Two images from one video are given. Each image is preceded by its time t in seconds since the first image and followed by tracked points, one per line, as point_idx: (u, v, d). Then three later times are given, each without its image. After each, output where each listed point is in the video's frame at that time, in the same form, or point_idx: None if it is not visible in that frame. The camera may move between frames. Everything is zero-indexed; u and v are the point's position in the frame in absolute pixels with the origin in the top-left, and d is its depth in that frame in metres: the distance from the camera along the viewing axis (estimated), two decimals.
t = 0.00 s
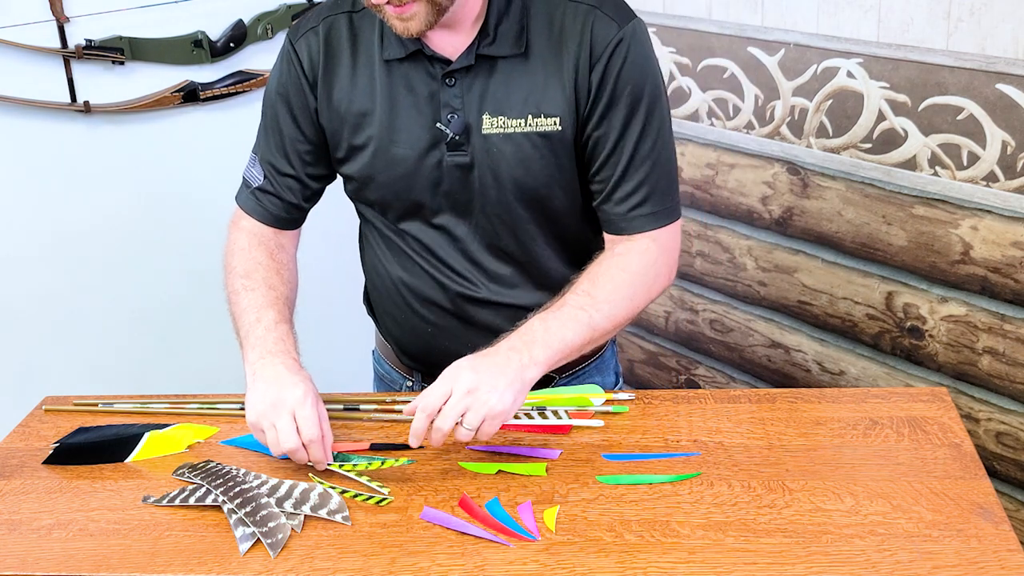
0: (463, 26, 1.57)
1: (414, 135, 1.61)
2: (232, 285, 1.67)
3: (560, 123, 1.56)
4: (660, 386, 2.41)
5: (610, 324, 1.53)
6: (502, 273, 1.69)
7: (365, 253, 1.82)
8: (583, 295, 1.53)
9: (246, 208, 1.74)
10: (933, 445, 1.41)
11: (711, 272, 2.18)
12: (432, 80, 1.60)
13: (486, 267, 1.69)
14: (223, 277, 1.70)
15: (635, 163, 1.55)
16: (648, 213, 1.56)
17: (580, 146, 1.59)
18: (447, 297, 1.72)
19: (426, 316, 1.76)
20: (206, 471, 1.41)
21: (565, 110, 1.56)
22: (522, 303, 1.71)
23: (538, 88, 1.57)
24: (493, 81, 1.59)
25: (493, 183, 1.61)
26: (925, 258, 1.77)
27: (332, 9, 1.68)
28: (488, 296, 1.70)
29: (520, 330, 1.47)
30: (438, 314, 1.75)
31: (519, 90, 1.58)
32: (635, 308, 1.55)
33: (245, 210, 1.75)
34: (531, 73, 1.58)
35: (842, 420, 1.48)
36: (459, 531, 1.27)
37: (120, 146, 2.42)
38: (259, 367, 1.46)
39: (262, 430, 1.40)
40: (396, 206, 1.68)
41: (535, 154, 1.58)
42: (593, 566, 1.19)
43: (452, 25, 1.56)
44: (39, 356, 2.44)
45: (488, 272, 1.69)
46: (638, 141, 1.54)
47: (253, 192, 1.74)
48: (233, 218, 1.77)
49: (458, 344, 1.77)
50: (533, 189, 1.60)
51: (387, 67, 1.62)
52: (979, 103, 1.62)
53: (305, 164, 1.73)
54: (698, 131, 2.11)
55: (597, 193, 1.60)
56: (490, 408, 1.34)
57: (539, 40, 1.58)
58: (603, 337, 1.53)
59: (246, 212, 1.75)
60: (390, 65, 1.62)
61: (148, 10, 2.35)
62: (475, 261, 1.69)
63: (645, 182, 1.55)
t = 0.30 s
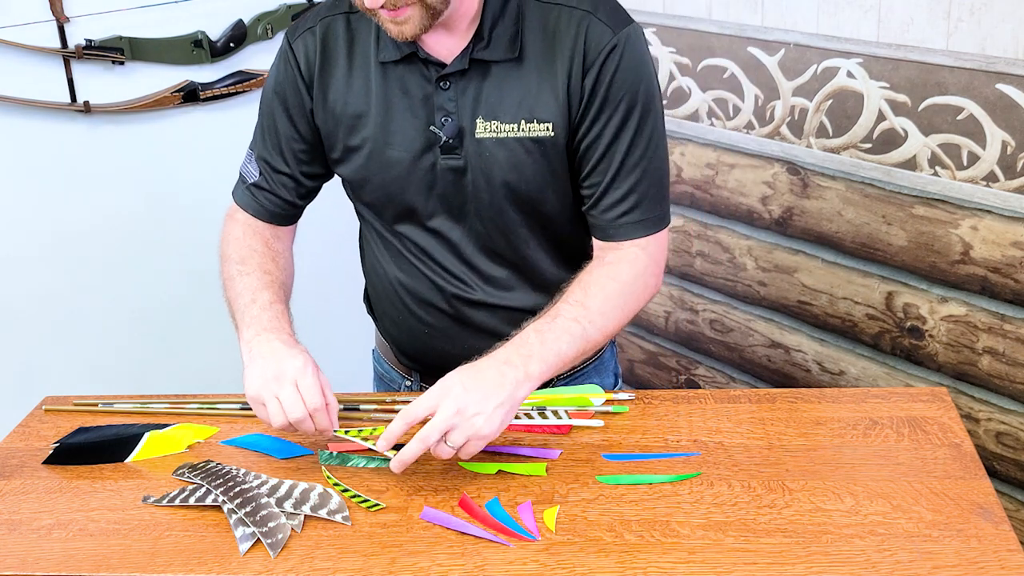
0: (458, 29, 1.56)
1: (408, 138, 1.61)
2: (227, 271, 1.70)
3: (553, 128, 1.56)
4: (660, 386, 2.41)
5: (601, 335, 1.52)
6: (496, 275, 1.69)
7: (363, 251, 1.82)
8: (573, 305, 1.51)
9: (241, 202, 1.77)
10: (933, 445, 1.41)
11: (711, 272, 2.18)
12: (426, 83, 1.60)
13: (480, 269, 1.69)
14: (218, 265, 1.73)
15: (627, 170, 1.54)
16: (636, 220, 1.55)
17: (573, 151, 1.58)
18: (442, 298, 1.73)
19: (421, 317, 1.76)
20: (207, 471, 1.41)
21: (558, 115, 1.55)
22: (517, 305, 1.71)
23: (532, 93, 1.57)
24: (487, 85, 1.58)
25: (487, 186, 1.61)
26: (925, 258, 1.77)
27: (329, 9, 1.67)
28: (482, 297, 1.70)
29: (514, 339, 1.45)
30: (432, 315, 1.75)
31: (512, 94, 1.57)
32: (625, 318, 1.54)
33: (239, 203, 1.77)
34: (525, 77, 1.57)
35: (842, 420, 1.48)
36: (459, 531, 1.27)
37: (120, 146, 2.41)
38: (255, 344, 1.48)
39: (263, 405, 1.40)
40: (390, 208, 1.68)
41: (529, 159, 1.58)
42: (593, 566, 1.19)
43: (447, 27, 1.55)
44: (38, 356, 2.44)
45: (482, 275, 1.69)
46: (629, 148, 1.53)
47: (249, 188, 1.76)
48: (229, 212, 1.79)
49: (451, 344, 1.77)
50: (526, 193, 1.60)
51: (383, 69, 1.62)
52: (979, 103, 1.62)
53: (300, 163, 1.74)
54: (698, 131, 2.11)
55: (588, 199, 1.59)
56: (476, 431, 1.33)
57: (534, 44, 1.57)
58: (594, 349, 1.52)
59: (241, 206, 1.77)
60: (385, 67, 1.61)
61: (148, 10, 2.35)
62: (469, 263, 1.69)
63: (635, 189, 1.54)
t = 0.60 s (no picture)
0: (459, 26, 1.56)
1: (407, 137, 1.61)
2: (223, 265, 1.71)
3: (552, 130, 1.56)
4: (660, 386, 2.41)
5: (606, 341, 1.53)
6: (493, 276, 1.69)
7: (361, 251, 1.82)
8: (584, 312, 1.52)
9: (239, 199, 1.77)
10: (933, 445, 1.41)
11: (711, 272, 2.18)
12: (426, 83, 1.60)
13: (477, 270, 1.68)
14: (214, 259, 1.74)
15: (628, 174, 1.54)
16: (639, 223, 1.56)
17: (573, 153, 1.58)
18: (439, 298, 1.72)
19: (417, 316, 1.76)
20: (206, 471, 1.41)
21: (557, 117, 1.55)
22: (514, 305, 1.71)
23: (532, 94, 1.57)
24: (487, 85, 1.58)
25: (485, 187, 1.60)
26: (925, 258, 1.77)
27: (330, 8, 1.68)
28: (478, 297, 1.70)
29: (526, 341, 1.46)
30: (429, 315, 1.75)
31: (513, 95, 1.57)
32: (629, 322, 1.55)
33: (236, 198, 1.77)
34: (525, 78, 1.57)
35: (842, 420, 1.48)
36: (459, 531, 1.27)
37: (121, 146, 2.41)
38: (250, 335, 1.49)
39: (268, 398, 1.42)
40: (388, 207, 1.68)
41: (528, 160, 1.58)
42: (593, 565, 1.19)
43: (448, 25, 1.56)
44: (39, 356, 2.44)
45: (479, 275, 1.69)
46: (630, 151, 1.53)
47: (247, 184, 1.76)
48: (227, 207, 1.79)
49: (447, 345, 1.77)
50: (524, 194, 1.60)
51: (382, 68, 1.62)
52: (979, 103, 1.62)
53: (298, 161, 1.74)
54: (698, 131, 2.11)
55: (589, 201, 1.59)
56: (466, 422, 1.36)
57: (535, 45, 1.57)
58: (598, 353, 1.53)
59: (239, 203, 1.77)
60: (385, 66, 1.61)
61: (148, 10, 2.35)
62: (466, 264, 1.68)
63: (636, 193, 1.54)
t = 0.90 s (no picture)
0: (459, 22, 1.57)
1: (407, 134, 1.61)
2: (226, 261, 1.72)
3: (554, 126, 1.56)
4: (660, 386, 2.41)
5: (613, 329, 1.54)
6: (494, 274, 1.69)
7: (360, 250, 1.82)
8: (593, 301, 1.53)
9: (241, 199, 1.78)
10: (933, 445, 1.41)
11: (711, 272, 2.18)
12: (427, 80, 1.60)
13: (477, 267, 1.68)
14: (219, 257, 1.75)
15: (633, 168, 1.56)
16: (644, 217, 1.57)
17: (575, 149, 1.59)
18: (440, 297, 1.72)
19: (417, 315, 1.76)
20: (206, 472, 1.41)
21: (560, 112, 1.56)
22: (514, 303, 1.70)
23: (534, 90, 1.57)
24: (489, 82, 1.58)
25: (487, 183, 1.60)
26: (925, 258, 1.77)
27: (330, 7, 1.68)
28: (479, 295, 1.69)
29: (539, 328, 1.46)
30: (429, 314, 1.75)
31: (514, 91, 1.58)
32: (635, 311, 1.57)
33: (239, 198, 1.79)
34: (526, 74, 1.58)
35: (842, 420, 1.48)
36: (459, 531, 1.27)
37: (120, 146, 2.41)
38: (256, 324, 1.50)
39: (281, 386, 1.42)
40: (388, 205, 1.68)
41: (529, 156, 1.58)
42: (593, 565, 1.19)
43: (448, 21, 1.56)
44: (38, 356, 2.44)
45: (480, 273, 1.69)
46: (634, 146, 1.55)
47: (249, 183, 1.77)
48: (231, 206, 1.81)
49: (448, 344, 1.77)
50: (526, 190, 1.60)
51: (383, 66, 1.62)
52: (979, 103, 1.62)
53: (298, 161, 1.74)
54: (698, 131, 2.11)
55: (594, 197, 1.60)
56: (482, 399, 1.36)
57: (536, 41, 1.57)
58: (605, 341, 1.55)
59: (241, 203, 1.78)
60: (386, 64, 1.61)
61: (148, 10, 2.35)
62: (467, 262, 1.68)
63: (642, 187, 1.56)
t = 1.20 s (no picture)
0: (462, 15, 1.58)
1: (412, 129, 1.61)
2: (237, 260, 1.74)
3: (560, 117, 1.56)
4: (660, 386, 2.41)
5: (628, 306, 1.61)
6: (498, 269, 1.67)
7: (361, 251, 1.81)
8: (608, 279, 1.59)
9: (251, 204, 1.78)
10: (933, 445, 1.41)
11: (711, 272, 2.18)
12: (430, 74, 1.60)
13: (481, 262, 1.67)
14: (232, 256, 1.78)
15: (645, 157, 1.58)
16: (660, 205, 1.60)
17: (582, 140, 1.59)
18: (444, 295, 1.71)
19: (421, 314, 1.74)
20: (206, 472, 1.41)
21: (566, 104, 1.56)
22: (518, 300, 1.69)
23: (538, 83, 1.57)
24: (493, 76, 1.59)
25: (492, 176, 1.60)
26: (925, 258, 1.77)
27: (331, 6, 1.68)
28: (483, 292, 1.68)
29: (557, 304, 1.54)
30: (433, 313, 1.73)
31: (519, 84, 1.58)
32: (650, 290, 1.63)
33: (248, 201, 1.79)
34: (530, 66, 1.58)
35: (842, 420, 1.48)
36: (459, 531, 1.27)
37: (120, 145, 2.41)
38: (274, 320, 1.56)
39: (308, 374, 1.48)
40: (392, 202, 1.67)
41: (535, 148, 1.58)
42: (593, 566, 1.19)
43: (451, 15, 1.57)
44: (38, 356, 2.44)
45: (484, 269, 1.68)
46: (644, 135, 1.57)
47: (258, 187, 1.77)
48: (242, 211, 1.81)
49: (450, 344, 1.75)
50: (532, 183, 1.60)
51: (386, 61, 1.62)
52: (979, 103, 1.62)
53: (305, 161, 1.74)
54: (698, 131, 2.11)
55: (606, 187, 1.62)
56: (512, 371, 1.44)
57: (539, 34, 1.58)
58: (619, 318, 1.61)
59: (251, 207, 1.78)
60: (389, 59, 1.62)
61: (148, 10, 2.36)
62: (471, 257, 1.67)
63: (655, 175, 1.58)
